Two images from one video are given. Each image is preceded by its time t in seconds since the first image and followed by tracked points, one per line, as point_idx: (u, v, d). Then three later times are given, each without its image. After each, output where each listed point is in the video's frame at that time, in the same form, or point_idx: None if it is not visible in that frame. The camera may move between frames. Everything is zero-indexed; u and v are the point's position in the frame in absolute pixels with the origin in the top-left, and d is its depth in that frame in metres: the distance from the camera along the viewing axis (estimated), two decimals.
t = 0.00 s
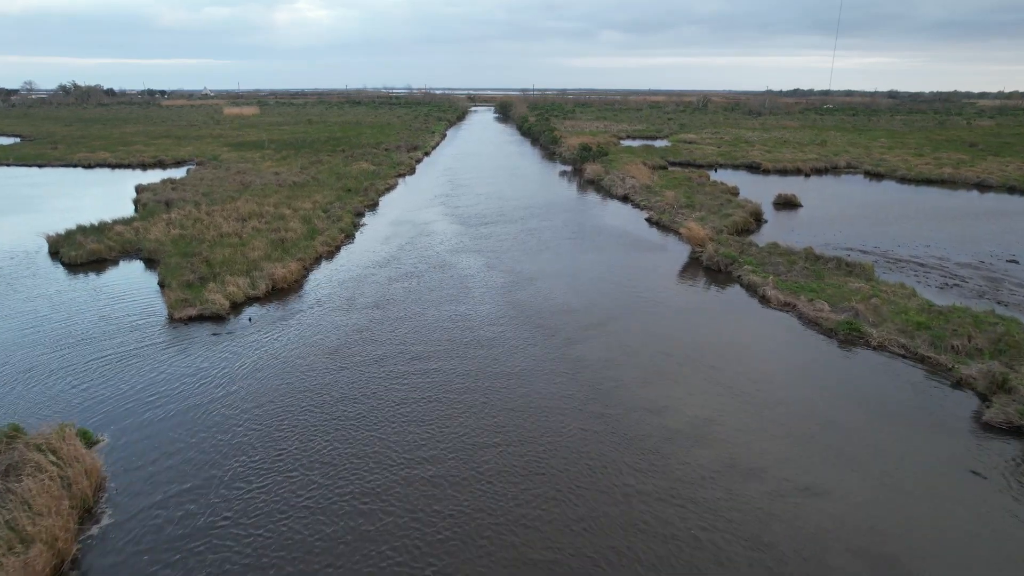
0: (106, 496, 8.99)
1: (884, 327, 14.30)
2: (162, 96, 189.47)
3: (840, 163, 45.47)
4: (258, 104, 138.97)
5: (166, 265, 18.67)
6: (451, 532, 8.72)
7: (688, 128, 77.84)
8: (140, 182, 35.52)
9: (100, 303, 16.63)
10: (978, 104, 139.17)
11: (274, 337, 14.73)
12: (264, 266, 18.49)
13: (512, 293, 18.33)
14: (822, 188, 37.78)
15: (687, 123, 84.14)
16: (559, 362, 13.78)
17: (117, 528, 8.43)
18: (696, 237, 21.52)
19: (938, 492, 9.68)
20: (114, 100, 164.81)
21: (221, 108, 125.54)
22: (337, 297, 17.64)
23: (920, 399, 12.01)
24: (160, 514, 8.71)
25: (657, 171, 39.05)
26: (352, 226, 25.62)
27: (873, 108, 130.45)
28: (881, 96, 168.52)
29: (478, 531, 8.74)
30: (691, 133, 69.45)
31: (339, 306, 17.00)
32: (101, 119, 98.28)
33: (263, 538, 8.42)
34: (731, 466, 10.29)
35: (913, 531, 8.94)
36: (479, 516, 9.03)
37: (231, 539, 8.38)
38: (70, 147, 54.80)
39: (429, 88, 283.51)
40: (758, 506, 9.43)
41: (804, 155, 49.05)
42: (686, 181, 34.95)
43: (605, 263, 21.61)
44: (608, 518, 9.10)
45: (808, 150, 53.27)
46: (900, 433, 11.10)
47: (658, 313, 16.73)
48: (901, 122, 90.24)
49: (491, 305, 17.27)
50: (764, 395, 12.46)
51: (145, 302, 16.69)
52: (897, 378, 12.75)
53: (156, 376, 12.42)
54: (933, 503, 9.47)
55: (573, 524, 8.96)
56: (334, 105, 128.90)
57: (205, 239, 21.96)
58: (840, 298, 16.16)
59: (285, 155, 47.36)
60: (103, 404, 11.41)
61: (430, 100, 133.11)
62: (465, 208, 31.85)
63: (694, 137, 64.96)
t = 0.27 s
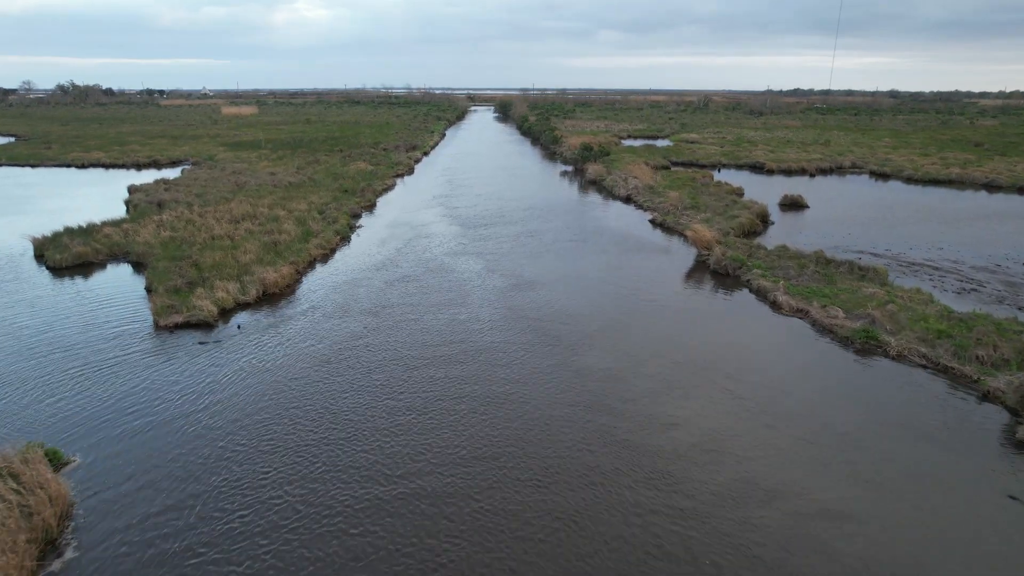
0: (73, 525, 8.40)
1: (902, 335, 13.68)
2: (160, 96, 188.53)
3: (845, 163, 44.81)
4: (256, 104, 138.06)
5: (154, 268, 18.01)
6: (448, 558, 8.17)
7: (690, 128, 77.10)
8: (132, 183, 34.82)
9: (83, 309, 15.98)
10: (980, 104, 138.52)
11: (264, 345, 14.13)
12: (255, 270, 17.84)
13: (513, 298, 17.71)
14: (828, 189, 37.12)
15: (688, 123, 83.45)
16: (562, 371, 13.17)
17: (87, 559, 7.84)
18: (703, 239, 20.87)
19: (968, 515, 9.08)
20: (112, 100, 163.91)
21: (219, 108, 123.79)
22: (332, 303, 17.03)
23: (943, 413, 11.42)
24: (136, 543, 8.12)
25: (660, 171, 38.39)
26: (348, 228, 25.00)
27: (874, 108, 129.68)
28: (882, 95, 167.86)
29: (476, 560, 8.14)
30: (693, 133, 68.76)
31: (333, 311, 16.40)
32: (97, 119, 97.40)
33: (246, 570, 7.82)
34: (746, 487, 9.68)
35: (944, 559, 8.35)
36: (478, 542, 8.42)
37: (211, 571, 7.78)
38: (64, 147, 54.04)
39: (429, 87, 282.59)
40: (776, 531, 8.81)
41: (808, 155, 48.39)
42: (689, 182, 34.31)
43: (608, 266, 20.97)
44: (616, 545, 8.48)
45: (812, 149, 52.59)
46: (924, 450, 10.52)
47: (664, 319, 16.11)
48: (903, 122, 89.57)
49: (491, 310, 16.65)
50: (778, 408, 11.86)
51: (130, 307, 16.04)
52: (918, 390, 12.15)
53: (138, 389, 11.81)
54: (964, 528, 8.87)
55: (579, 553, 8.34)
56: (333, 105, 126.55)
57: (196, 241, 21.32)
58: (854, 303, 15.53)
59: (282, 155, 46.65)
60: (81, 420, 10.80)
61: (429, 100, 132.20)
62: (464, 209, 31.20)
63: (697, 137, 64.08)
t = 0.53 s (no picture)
0: (33, 561, 7.78)
1: (923, 344, 13.05)
2: (159, 96, 187.75)
3: (850, 164, 44.16)
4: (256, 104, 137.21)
5: (141, 273, 17.35)
6: None
7: (692, 128, 76.42)
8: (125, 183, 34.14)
9: (65, 315, 15.32)
10: (982, 104, 137.97)
11: (253, 355, 13.52)
12: (245, 275, 17.17)
13: (513, 304, 17.08)
14: (834, 190, 36.46)
15: (690, 123, 82.78)
16: (565, 383, 12.55)
17: None
18: (709, 242, 20.21)
19: (1003, 544, 8.46)
20: (111, 100, 163.18)
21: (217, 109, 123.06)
22: (325, 309, 16.40)
23: (969, 430, 10.80)
24: None
25: (663, 171, 37.75)
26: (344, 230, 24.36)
27: (876, 108, 129.04)
28: (883, 95, 167.21)
29: None
30: (695, 132, 68.12)
31: (326, 318, 15.78)
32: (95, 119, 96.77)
33: None
34: (763, 512, 9.06)
35: None
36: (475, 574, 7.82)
37: None
38: (59, 147, 53.42)
39: (429, 87, 281.77)
40: (797, 561, 8.20)
41: (812, 155, 47.74)
42: (693, 183, 33.64)
43: (611, 270, 20.31)
44: None
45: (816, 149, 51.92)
46: (951, 471, 9.90)
47: (671, 326, 15.47)
48: (906, 122, 88.86)
49: (490, 317, 16.03)
50: (794, 423, 11.23)
51: (114, 314, 15.38)
52: (941, 404, 11.54)
53: (119, 405, 11.22)
54: (999, 557, 8.26)
55: None
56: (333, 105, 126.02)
57: (186, 245, 20.68)
58: (870, 310, 14.87)
59: (279, 156, 45.99)
60: (56, 440, 10.21)
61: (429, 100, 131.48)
62: (463, 210, 30.55)
63: (698, 137, 63.50)
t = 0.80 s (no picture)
0: None
1: (945, 354, 12.43)
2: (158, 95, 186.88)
3: (855, 164, 43.53)
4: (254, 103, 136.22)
5: (127, 278, 16.72)
6: None
7: (694, 127, 75.72)
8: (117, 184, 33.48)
9: (46, 322, 14.69)
10: (985, 104, 136.89)
11: (241, 366, 12.90)
12: (235, 280, 16.55)
13: (514, 310, 16.44)
14: (840, 190, 35.81)
15: (692, 123, 82.12)
16: (569, 396, 11.93)
17: None
18: (716, 245, 19.58)
19: None
20: (109, 99, 162.38)
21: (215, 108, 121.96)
22: (318, 315, 15.77)
23: (997, 448, 10.21)
24: None
25: (666, 172, 37.15)
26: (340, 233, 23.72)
27: (878, 108, 128.38)
28: (885, 95, 166.58)
29: None
30: (697, 132, 67.44)
31: (319, 325, 15.16)
32: (91, 118, 95.91)
33: None
34: (780, 539, 8.47)
35: None
36: None
37: None
38: (53, 146, 52.70)
39: (428, 87, 280.90)
40: None
41: (817, 155, 47.08)
42: (697, 183, 33.00)
43: (615, 274, 19.64)
44: None
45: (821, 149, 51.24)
46: (980, 494, 9.30)
47: (679, 334, 14.84)
48: (910, 121, 88.16)
49: (490, 324, 15.40)
50: (812, 440, 10.61)
51: (97, 320, 14.74)
52: (966, 419, 10.93)
53: (99, 423, 10.68)
54: None
55: None
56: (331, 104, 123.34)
57: (176, 248, 20.04)
58: (887, 317, 14.24)
59: (276, 155, 45.37)
60: (31, 461, 9.67)
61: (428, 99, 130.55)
62: (462, 212, 29.94)
63: (700, 136, 62.84)
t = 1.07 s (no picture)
0: None
1: (970, 365, 11.81)
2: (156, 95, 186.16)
3: (861, 164, 42.92)
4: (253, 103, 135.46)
5: (112, 283, 16.04)
6: None
7: (695, 127, 75.15)
8: (109, 184, 32.76)
9: (25, 331, 13.99)
10: (986, 104, 136.22)
11: (229, 377, 12.27)
12: (225, 286, 15.89)
13: (514, 316, 15.82)
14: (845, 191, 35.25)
15: (693, 123, 81.49)
16: (574, 412, 11.29)
17: None
18: (725, 248, 18.92)
19: None
20: (107, 98, 161.49)
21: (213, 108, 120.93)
22: (312, 322, 15.16)
23: None
24: None
25: (669, 172, 36.52)
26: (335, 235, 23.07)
27: (878, 108, 127.82)
28: (886, 96, 166.03)
29: None
30: (699, 132, 66.81)
31: (312, 334, 14.54)
32: (87, 118, 95.03)
33: None
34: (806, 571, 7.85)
35: None
36: None
37: None
38: (46, 147, 51.92)
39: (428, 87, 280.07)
40: None
41: (821, 156, 46.49)
42: (701, 184, 32.37)
43: (620, 277, 19.03)
44: None
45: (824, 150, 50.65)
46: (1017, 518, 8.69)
47: (686, 342, 14.24)
48: (912, 121, 87.55)
49: (491, 332, 14.76)
50: (832, 460, 9.98)
51: (79, 328, 14.04)
52: (996, 436, 10.33)
53: (75, 441, 10.04)
54: None
55: None
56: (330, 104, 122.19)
57: (166, 251, 19.36)
58: (907, 325, 13.60)
59: (272, 156, 44.70)
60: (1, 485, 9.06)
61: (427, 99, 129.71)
62: (462, 213, 29.30)
63: (703, 136, 62.21)
